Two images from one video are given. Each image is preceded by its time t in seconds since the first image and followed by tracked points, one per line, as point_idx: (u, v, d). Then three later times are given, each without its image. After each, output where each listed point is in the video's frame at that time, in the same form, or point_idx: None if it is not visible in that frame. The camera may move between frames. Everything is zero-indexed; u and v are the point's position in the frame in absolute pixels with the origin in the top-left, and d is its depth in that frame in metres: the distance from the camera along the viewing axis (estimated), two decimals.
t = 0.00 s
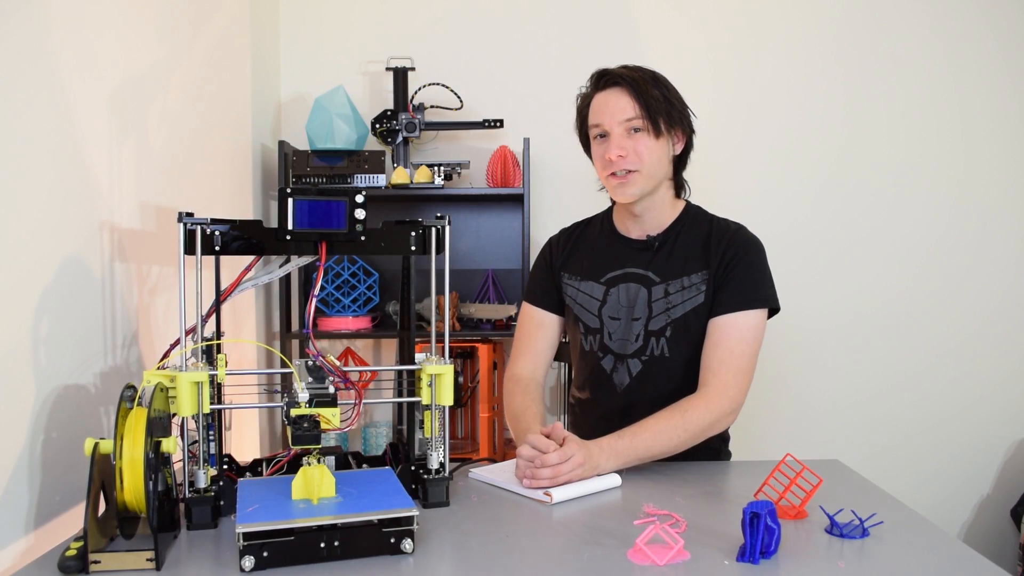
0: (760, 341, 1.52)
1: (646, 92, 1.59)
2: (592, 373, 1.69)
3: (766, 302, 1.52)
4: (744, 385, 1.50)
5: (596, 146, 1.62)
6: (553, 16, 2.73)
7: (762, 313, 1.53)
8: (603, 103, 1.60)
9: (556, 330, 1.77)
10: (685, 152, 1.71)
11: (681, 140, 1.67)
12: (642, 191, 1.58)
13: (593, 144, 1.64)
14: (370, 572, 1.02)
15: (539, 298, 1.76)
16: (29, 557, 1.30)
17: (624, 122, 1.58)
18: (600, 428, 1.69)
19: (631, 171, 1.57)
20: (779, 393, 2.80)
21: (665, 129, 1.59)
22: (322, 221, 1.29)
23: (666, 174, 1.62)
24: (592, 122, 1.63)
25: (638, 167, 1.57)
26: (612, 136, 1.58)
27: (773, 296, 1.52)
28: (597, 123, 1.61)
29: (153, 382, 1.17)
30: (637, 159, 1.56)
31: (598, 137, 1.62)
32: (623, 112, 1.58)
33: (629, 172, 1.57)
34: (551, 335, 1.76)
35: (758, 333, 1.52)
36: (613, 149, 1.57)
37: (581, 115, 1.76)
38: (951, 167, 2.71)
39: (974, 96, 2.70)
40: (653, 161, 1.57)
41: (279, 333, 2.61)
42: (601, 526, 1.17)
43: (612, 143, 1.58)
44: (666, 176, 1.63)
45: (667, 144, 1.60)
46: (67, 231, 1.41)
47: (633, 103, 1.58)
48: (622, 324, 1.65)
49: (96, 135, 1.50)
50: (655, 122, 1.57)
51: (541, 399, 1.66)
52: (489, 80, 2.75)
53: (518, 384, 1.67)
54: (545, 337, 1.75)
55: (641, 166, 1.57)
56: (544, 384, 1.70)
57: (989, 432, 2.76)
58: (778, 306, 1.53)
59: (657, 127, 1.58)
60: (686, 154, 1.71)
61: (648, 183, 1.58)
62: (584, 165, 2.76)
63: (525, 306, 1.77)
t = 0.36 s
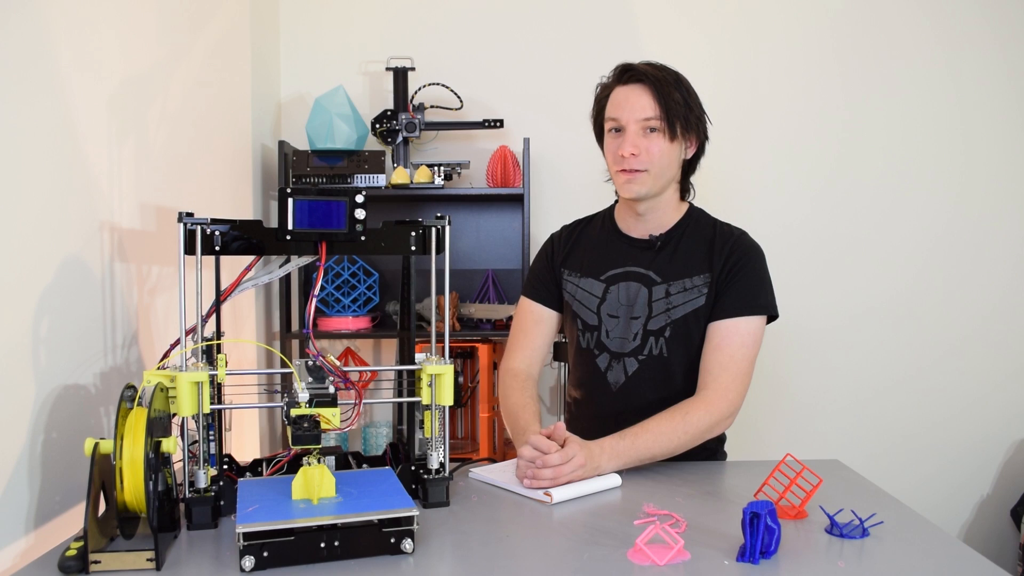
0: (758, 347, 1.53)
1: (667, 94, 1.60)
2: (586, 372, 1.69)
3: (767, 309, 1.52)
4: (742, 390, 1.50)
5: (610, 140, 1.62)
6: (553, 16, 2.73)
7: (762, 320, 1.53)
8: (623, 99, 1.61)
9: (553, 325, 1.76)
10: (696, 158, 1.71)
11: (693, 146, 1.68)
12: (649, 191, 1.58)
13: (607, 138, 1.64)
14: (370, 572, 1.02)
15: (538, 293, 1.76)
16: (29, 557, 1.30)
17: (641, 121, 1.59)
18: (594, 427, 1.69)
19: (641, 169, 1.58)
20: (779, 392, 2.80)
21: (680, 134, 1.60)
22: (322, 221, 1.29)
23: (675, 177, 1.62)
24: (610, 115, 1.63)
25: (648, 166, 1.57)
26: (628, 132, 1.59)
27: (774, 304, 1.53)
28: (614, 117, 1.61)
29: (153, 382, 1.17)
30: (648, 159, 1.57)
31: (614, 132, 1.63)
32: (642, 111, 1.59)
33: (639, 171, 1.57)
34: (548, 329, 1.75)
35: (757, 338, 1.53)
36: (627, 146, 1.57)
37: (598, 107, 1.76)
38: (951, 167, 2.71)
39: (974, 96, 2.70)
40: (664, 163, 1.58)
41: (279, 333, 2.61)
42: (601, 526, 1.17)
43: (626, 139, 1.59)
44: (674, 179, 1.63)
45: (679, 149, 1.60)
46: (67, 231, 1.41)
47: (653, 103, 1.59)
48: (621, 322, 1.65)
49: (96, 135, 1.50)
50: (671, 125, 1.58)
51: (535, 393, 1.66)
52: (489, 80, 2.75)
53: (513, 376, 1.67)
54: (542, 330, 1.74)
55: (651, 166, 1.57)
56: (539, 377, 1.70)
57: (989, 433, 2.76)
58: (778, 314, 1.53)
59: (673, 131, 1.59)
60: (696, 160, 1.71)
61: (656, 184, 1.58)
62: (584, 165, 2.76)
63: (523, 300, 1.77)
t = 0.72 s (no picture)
0: (752, 348, 1.53)
1: (681, 99, 1.60)
2: (580, 371, 1.69)
3: (761, 309, 1.52)
4: (737, 390, 1.50)
5: (618, 135, 1.61)
6: (553, 16, 2.73)
7: (756, 321, 1.53)
8: (637, 97, 1.60)
9: (544, 326, 1.75)
10: (696, 166, 1.72)
11: (695, 154, 1.68)
12: (648, 192, 1.57)
13: (614, 133, 1.64)
14: (370, 572, 1.02)
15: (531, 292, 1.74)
16: (29, 556, 1.30)
17: (651, 122, 1.58)
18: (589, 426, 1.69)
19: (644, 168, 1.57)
20: (779, 392, 2.80)
21: (686, 140, 1.60)
22: (322, 221, 1.29)
23: (675, 181, 1.62)
24: (621, 110, 1.62)
25: (651, 167, 1.56)
26: (636, 130, 1.58)
27: (767, 305, 1.53)
28: (626, 113, 1.60)
29: (152, 383, 1.17)
30: (652, 160, 1.56)
31: (622, 127, 1.62)
32: (654, 112, 1.58)
33: (642, 170, 1.57)
34: (540, 330, 1.74)
35: (751, 339, 1.53)
36: (633, 143, 1.56)
37: (609, 101, 1.76)
38: (952, 166, 2.71)
39: (974, 95, 2.70)
40: (667, 165, 1.58)
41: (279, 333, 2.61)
42: (601, 526, 1.17)
43: (634, 137, 1.58)
44: (674, 183, 1.63)
45: (683, 155, 1.60)
46: (67, 231, 1.41)
47: (666, 106, 1.59)
48: (617, 320, 1.65)
49: (96, 135, 1.50)
50: (680, 130, 1.58)
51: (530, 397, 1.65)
52: (489, 80, 2.75)
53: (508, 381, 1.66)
54: (534, 333, 1.73)
55: (654, 167, 1.56)
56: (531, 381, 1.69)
57: (990, 432, 2.76)
58: (771, 316, 1.53)
59: (680, 136, 1.59)
60: (695, 168, 1.73)
61: (656, 185, 1.57)
62: (584, 165, 2.76)
63: (512, 301, 1.75)
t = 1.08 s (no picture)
0: (753, 351, 1.53)
1: (664, 99, 1.59)
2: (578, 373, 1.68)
3: (757, 311, 1.53)
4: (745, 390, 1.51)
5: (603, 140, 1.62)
6: (553, 16, 2.73)
7: (754, 323, 1.53)
8: (620, 100, 1.60)
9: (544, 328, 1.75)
10: (692, 163, 1.71)
11: (687, 151, 1.67)
12: (636, 195, 1.58)
13: (602, 137, 1.65)
14: (370, 572, 1.02)
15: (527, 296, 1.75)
16: (29, 556, 1.30)
17: (634, 125, 1.58)
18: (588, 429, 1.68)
19: (630, 171, 1.57)
20: (778, 392, 2.80)
21: (672, 139, 1.60)
22: (322, 221, 1.29)
23: (665, 181, 1.62)
24: (606, 115, 1.63)
25: (636, 169, 1.57)
26: (619, 134, 1.59)
27: (764, 307, 1.53)
28: (609, 118, 1.61)
29: (153, 382, 1.17)
30: (637, 162, 1.56)
31: (608, 132, 1.63)
32: (636, 114, 1.58)
33: (628, 173, 1.57)
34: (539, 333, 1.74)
35: (752, 341, 1.53)
36: (617, 147, 1.57)
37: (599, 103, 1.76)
38: (951, 166, 2.72)
39: (974, 96, 2.70)
40: (654, 167, 1.57)
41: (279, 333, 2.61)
42: (602, 526, 1.17)
43: (618, 141, 1.58)
44: (665, 183, 1.63)
45: (670, 154, 1.60)
46: (68, 231, 1.41)
47: (648, 107, 1.58)
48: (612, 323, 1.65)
49: (96, 135, 1.50)
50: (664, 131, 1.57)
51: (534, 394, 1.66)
52: (489, 79, 2.75)
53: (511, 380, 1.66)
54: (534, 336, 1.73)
55: (640, 170, 1.57)
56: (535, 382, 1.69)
57: (989, 432, 2.76)
58: (768, 317, 1.54)
59: (665, 136, 1.58)
60: (692, 164, 1.71)
61: (643, 187, 1.58)
62: (583, 165, 2.76)
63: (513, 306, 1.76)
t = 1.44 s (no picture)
0: (751, 347, 1.51)
1: (646, 90, 1.61)
2: (583, 372, 1.69)
3: (755, 306, 1.51)
4: (736, 388, 1.47)
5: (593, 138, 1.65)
6: (553, 16, 2.73)
7: (753, 319, 1.52)
8: (604, 97, 1.63)
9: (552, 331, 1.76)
10: (690, 157, 1.71)
11: (680, 144, 1.67)
12: (628, 185, 1.58)
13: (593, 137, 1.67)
14: (370, 572, 1.02)
15: (534, 298, 1.76)
16: (29, 557, 1.30)
17: (619, 117, 1.60)
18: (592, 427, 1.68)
19: (619, 163, 1.59)
20: (779, 392, 2.80)
21: (659, 129, 1.60)
22: (322, 221, 1.29)
23: (659, 173, 1.62)
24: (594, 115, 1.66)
25: (624, 160, 1.58)
26: (606, 128, 1.60)
27: (763, 303, 1.52)
28: (596, 115, 1.63)
29: (152, 383, 1.17)
30: (624, 153, 1.58)
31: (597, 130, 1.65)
32: (620, 107, 1.60)
33: (617, 165, 1.59)
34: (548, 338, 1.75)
35: (749, 337, 1.52)
36: (603, 140, 1.59)
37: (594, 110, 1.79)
38: (951, 167, 2.71)
39: (974, 96, 2.70)
40: (643, 157, 1.58)
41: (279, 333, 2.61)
42: (601, 526, 1.17)
43: (604, 135, 1.60)
44: (660, 176, 1.63)
45: (659, 144, 1.60)
46: (67, 231, 1.41)
47: (632, 100, 1.60)
48: (615, 321, 1.65)
49: (95, 135, 1.50)
50: (649, 120, 1.58)
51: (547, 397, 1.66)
52: (489, 80, 2.75)
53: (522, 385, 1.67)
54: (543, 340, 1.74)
55: (627, 159, 1.58)
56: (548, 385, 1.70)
57: (989, 432, 2.76)
58: (768, 314, 1.53)
59: (651, 125, 1.59)
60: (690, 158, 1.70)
61: (634, 177, 1.58)
62: (583, 165, 2.76)
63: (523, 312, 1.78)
